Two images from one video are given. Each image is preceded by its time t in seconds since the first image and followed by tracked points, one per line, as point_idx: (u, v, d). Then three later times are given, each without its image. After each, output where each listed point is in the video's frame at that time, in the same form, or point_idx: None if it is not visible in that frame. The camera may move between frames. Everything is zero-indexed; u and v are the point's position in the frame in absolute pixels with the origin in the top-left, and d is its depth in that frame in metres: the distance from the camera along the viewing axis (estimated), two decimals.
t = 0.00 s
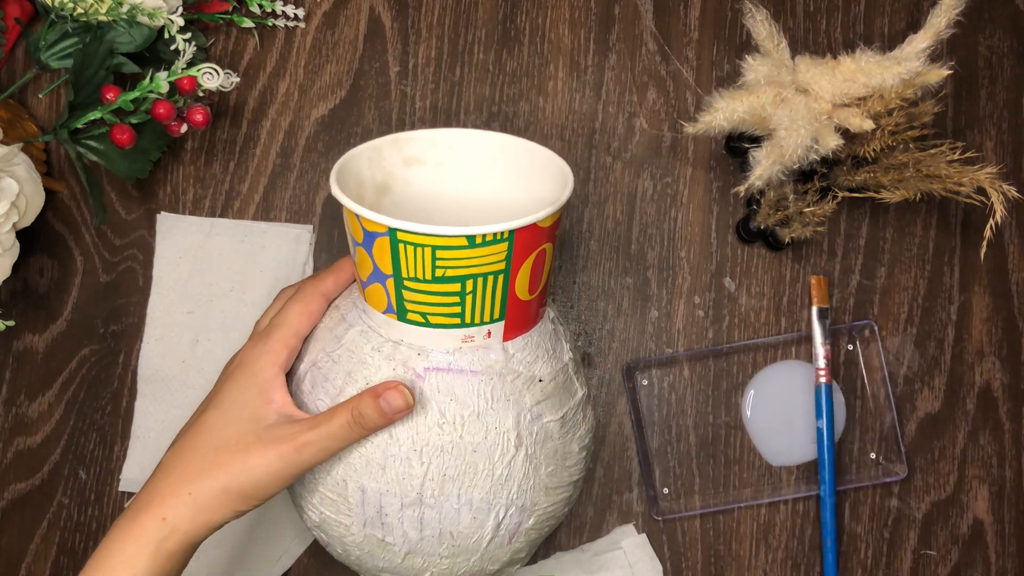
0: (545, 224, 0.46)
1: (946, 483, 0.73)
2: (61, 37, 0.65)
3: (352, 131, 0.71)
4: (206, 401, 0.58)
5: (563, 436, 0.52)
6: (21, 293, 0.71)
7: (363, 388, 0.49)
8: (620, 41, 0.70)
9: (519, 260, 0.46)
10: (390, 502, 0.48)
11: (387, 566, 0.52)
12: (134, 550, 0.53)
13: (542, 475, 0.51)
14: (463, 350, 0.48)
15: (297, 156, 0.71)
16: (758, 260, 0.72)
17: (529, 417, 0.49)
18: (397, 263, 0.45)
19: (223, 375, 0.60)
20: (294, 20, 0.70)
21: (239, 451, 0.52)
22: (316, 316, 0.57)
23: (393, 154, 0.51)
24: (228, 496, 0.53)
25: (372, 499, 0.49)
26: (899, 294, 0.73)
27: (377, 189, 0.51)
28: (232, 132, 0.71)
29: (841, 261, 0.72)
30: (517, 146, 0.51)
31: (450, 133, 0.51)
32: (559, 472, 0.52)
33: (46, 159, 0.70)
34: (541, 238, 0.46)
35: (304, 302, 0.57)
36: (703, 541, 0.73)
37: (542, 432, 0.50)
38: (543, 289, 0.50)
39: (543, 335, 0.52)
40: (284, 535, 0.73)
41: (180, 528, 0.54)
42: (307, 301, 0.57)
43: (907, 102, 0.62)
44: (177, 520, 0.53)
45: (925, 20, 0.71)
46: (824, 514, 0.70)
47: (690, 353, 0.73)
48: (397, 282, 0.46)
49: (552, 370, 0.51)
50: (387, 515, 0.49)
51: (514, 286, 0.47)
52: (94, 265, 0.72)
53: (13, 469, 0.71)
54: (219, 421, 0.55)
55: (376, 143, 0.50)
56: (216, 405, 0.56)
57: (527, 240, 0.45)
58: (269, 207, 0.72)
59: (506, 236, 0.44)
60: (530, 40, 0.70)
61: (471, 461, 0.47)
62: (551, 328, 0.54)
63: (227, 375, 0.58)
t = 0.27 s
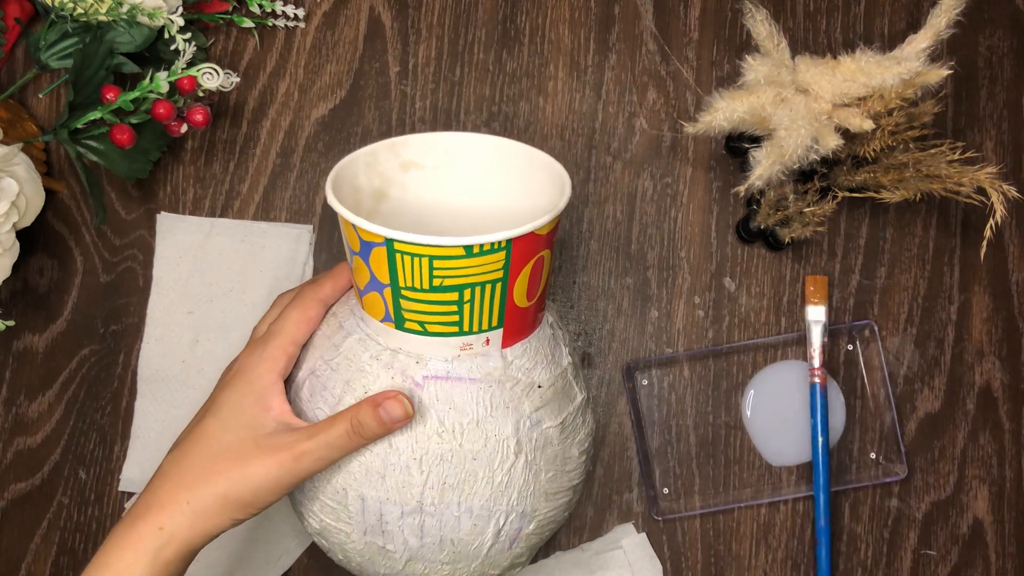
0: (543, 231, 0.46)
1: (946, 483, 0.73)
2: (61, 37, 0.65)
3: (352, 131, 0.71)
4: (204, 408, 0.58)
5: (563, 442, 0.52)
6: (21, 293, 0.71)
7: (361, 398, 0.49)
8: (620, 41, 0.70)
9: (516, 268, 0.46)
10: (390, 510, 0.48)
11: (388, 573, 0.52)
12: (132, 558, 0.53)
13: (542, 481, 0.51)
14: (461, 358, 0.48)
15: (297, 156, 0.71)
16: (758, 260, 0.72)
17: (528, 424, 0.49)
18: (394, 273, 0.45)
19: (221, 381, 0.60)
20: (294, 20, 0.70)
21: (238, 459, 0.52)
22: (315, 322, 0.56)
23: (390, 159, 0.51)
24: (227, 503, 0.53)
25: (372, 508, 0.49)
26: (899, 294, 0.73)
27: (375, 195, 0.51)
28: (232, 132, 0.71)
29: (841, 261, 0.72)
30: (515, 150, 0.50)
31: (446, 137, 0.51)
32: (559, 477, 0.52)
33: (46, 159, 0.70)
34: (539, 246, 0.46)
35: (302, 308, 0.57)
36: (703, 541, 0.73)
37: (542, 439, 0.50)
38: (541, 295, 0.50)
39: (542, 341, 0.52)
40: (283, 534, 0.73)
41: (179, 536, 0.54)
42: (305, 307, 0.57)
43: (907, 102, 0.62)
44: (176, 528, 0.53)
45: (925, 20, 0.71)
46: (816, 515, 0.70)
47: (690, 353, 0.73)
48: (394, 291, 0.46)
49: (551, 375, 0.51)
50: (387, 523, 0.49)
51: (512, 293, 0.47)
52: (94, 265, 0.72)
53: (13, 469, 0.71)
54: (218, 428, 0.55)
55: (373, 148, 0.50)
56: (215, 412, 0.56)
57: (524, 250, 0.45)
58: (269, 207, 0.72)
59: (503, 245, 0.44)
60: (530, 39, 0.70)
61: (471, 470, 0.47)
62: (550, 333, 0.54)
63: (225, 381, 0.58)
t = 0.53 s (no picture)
0: (548, 232, 0.46)
1: (946, 483, 0.73)
2: (61, 37, 0.65)
3: (352, 131, 0.71)
4: (206, 408, 0.58)
5: (565, 443, 0.52)
6: (21, 293, 0.71)
7: (364, 397, 0.49)
8: (620, 41, 0.70)
9: (521, 269, 0.46)
10: (392, 510, 0.48)
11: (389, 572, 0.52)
12: (134, 558, 0.53)
13: (544, 482, 0.50)
14: (464, 359, 0.48)
15: (297, 156, 0.71)
16: (758, 260, 0.72)
17: (531, 424, 0.49)
18: (399, 273, 0.45)
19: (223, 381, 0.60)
20: (294, 20, 0.70)
21: (240, 459, 0.52)
22: (318, 322, 0.56)
23: (394, 159, 0.51)
24: (230, 502, 0.53)
25: (374, 507, 0.49)
26: (899, 294, 0.73)
27: (378, 196, 0.51)
28: (232, 132, 0.71)
29: (841, 262, 0.72)
30: (519, 151, 0.50)
31: (450, 137, 0.50)
32: (561, 478, 0.52)
33: (46, 159, 0.70)
34: (543, 246, 0.46)
35: (305, 308, 0.57)
36: (703, 541, 0.73)
37: (544, 439, 0.50)
38: (544, 295, 0.50)
39: (544, 341, 0.52)
40: (284, 534, 0.73)
41: (181, 535, 0.54)
42: (308, 307, 0.57)
43: (907, 102, 0.62)
44: (178, 527, 0.53)
45: (925, 20, 0.71)
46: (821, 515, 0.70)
47: (691, 353, 0.73)
48: (398, 291, 0.46)
49: (553, 376, 0.51)
50: (388, 523, 0.49)
51: (516, 294, 0.47)
52: (94, 265, 0.71)
53: (13, 469, 0.71)
54: (221, 428, 0.55)
55: (377, 148, 0.49)
56: (217, 412, 0.56)
57: (529, 250, 0.45)
58: (269, 207, 0.72)
59: (508, 246, 0.44)
60: (530, 39, 0.70)
61: (473, 470, 0.47)
62: (552, 333, 0.54)
63: (227, 381, 0.58)
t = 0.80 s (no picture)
0: (552, 214, 0.46)
1: (946, 483, 0.73)
2: (61, 37, 0.65)
3: (352, 132, 0.71)
4: (210, 390, 0.58)
5: (565, 430, 0.52)
6: (21, 293, 0.71)
7: (366, 375, 0.49)
8: (620, 41, 0.70)
9: (525, 250, 0.46)
10: (391, 490, 0.48)
11: (385, 558, 0.51)
12: (136, 534, 0.53)
13: (543, 469, 0.50)
14: (467, 341, 0.48)
15: (297, 156, 0.71)
16: (758, 260, 0.72)
17: (531, 408, 0.49)
18: (404, 251, 0.46)
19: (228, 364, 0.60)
20: (294, 20, 0.70)
21: (243, 437, 0.52)
22: (323, 305, 0.57)
23: (401, 149, 0.51)
24: (232, 481, 0.53)
25: (373, 488, 0.48)
26: (899, 294, 0.73)
27: (386, 182, 0.51)
28: (232, 132, 0.71)
29: (841, 261, 0.72)
30: (525, 141, 0.51)
31: (458, 128, 0.51)
32: (560, 466, 0.52)
33: (46, 158, 0.70)
34: (548, 228, 0.46)
35: (310, 291, 0.57)
36: (703, 541, 0.73)
37: (544, 425, 0.50)
38: (548, 282, 0.50)
39: (547, 329, 0.52)
40: (283, 534, 0.73)
41: (183, 513, 0.54)
42: (313, 290, 0.57)
43: (907, 102, 0.62)
44: (181, 505, 0.53)
45: (925, 19, 0.71)
46: (819, 514, 0.70)
47: (691, 354, 0.72)
48: (402, 270, 0.47)
49: (555, 363, 0.51)
50: (387, 504, 0.48)
51: (519, 277, 0.47)
52: (94, 265, 0.72)
53: (13, 468, 0.71)
54: (225, 408, 0.55)
55: (385, 136, 0.50)
56: (221, 393, 0.56)
57: (533, 231, 0.46)
58: (269, 207, 0.72)
59: (512, 225, 0.44)
60: (530, 40, 0.70)
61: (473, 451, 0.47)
62: (555, 323, 0.54)
63: (232, 364, 0.58)
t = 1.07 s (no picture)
0: (555, 219, 0.46)
1: (946, 483, 0.73)
2: (61, 37, 0.65)
3: (352, 132, 0.71)
4: (211, 392, 0.58)
5: (566, 434, 0.52)
6: (21, 293, 0.71)
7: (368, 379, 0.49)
8: (620, 41, 0.70)
9: (527, 254, 0.46)
10: (392, 494, 0.48)
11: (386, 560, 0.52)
12: (137, 536, 0.53)
13: (544, 473, 0.50)
14: (468, 345, 0.48)
15: (297, 156, 0.71)
16: (758, 260, 0.72)
17: (533, 413, 0.49)
18: (407, 254, 0.46)
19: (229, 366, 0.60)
20: (294, 20, 0.70)
21: (245, 439, 0.52)
22: (324, 307, 0.57)
23: (405, 150, 0.52)
24: (234, 483, 0.53)
25: (374, 491, 0.49)
26: (899, 294, 0.73)
27: (388, 184, 0.52)
28: (232, 132, 0.71)
29: (841, 261, 0.72)
30: (528, 144, 0.51)
31: (460, 131, 0.51)
32: (561, 470, 0.52)
33: (46, 159, 0.70)
34: (551, 233, 0.47)
35: (312, 293, 0.57)
36: (703, 541, 0.73)
37: (545, 429, 0.50)
38: (550, 286, 0.51)
39: (548, 333, 0.52)
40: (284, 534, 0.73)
41: (185, 514, 0.53)
42: (315, 292, 0.57)
43: (907, 102, 0.62)
44: (183, 506, 0.53)
45: (926, 19, 0.71)
46: (819, 514, 0.70)
47: (690, 353, 0.72)
48: (405, 273, 0.47)
49: (556, 366, 0.51)
50: (388, 507, 0.49)
51: (522, 282, 0.47)
52: (94, 265, 0.72)
53: (13, 469, 0.71)
54: (226, 409, 0.55)
55: (389, 137, 0.50)
56: (223, 395, 0.56)
57: (536, 235, 0.46)
58: (269, 207, 0.72)
59: (516, 230, 0.44)
60: (530, 40, 0.70)
61: (474, 455, 0.47)
62: (557, 326, 0.54)
63: (233, 366, 0.58)
